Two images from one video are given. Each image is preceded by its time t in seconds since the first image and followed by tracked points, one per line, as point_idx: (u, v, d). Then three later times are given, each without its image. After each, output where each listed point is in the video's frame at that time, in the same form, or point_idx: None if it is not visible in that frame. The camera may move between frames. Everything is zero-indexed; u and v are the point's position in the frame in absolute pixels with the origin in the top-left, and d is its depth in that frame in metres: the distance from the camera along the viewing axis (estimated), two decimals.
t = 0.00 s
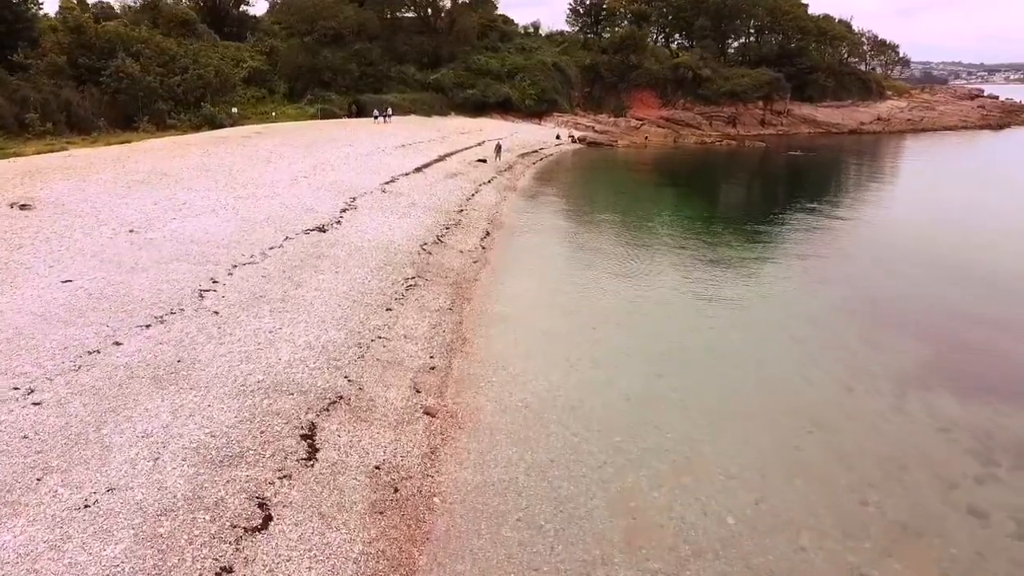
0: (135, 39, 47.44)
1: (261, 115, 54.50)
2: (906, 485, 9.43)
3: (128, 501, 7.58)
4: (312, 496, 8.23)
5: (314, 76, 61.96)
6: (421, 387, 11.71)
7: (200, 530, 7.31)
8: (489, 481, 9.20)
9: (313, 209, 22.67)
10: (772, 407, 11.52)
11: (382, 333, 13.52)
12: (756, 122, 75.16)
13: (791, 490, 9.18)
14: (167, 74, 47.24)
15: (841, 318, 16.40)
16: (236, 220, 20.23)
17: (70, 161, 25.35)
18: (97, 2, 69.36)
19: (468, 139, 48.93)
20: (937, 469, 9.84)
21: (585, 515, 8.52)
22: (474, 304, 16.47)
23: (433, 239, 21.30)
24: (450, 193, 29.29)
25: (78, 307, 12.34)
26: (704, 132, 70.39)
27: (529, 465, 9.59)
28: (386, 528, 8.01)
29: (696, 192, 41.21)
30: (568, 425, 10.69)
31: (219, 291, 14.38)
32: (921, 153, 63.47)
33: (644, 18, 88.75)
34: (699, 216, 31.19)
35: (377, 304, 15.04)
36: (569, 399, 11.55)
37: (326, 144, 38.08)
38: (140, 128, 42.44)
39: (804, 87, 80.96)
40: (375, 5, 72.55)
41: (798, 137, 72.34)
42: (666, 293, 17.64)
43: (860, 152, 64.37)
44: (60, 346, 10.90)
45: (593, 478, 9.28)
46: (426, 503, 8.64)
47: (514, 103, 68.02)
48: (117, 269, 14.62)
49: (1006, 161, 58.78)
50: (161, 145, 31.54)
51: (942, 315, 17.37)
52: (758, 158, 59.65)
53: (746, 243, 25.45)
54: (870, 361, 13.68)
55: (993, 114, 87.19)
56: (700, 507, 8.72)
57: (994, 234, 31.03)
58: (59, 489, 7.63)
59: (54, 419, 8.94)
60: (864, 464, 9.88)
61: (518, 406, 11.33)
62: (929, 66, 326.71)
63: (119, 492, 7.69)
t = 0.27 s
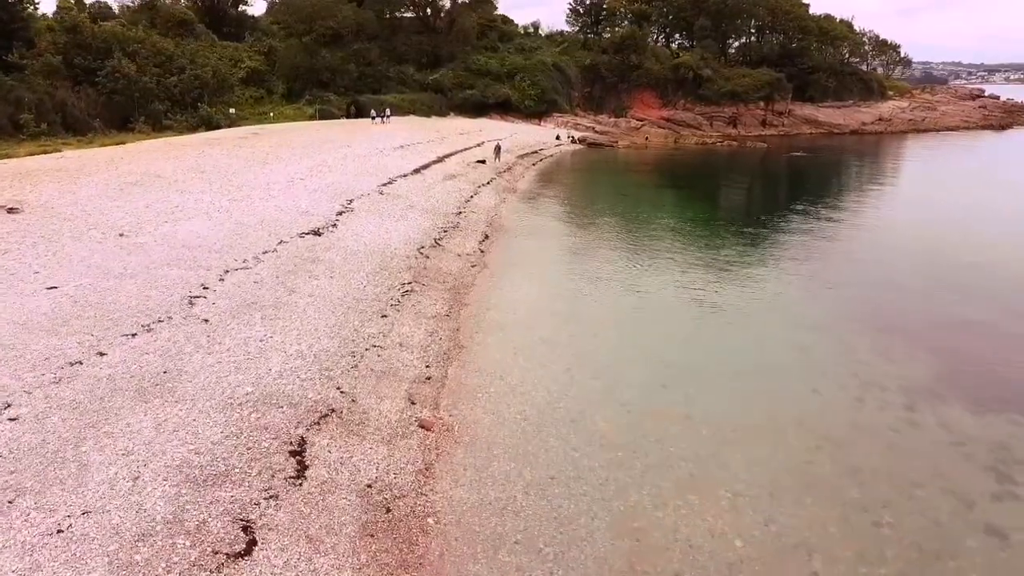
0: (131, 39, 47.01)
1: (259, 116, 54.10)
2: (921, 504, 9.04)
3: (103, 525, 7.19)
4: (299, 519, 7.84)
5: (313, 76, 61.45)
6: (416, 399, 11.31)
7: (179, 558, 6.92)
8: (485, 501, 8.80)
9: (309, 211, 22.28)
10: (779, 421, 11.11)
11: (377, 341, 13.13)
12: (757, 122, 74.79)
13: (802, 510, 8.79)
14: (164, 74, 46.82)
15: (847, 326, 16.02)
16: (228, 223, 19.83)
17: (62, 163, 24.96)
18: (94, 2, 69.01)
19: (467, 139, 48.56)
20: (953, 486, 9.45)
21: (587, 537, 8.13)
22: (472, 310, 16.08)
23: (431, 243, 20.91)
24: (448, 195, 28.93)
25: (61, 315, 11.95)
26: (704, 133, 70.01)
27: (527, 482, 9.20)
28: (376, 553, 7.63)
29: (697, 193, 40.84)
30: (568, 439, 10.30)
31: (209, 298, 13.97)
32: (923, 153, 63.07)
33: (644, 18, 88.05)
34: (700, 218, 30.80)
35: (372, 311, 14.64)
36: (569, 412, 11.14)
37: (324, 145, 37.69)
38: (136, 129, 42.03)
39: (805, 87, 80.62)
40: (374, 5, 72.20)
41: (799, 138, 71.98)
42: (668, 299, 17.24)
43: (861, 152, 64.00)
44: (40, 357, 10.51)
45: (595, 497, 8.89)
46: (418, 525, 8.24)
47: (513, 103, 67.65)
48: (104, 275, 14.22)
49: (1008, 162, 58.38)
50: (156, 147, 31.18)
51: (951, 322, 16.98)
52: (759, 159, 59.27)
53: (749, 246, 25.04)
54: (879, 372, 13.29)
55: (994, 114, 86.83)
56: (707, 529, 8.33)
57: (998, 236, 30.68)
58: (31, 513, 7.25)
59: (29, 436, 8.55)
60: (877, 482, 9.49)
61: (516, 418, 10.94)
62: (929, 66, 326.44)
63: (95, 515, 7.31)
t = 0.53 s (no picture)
0: (128, 39, 46.59)
1: (257, 117, 53.76)
2: (934, 523, 8.67)
3: (75, 553, 6.82)
4: (285, 543, 7.46)
5: (311, 77, 61.09)
6: (411, 411, 10.93)
7: None
8: (481, 521, 8.43)
9: (304, 214, 21.91)
10: (787, 434, 10.70)
11: (371, 349, 12.76)
12: (757, 122, 74.46)
13: (811, 531, 8.40)
14: (161, 74, 46.43)
15: (854, 332, 15.61)
16: (222, 226, 19.45)
17: (55, 164, 24.62)
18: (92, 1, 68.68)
19: (466, 140, 48.18)
20: (969, 504, 9.07)
21: (587, 562, 7.75)
22: (469, 317, 15.69)
23: (428, 246, 20.53)
24: (446, 197, 28.58)
25: (44, 324, 11.59)
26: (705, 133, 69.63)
27: (525, 501, 8.82)
28: None
29: (698, 194, 40.47)
30: (568, 454, 9.92)
31: (199, 304, 13.61)
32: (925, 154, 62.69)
33: (644, 17, 87.80)
34: (702, 220, 30.43)
35: (367, 317, 14.26)
36: (569, 425, 10.74)
37: (321, 146, 37.32)
38: (132, 130, 41.67)
39: (806, 87, 80.25)
40: (373, 5, 71.80)
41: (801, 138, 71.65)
42: (670, 305, 16.84)
43: (863, 153, 63.64)
44: (20, 369, 10.15)
45: (596, 517, 8.50)
46: (411, 548, 7.87)
47: (513, 104, 67.31)
48: (91, 281, 13.84)
49: (1010, 162, 58.00)
50: (151, 148, 30.82)
51: (961, 327, 16.56)
52: (760, 160, 58.86)
53: (752, 249, 24.65)
54: (889, 381, 12.87)
55: (996, 114, 86.43)
56: (713, 552, 7.95)
57: (1002, 236, 30.34)
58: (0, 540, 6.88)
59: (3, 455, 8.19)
60: (890, 499, 9.10)
61: (514, 431, 10.57)
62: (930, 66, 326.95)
63: (67, 541, 6.94)
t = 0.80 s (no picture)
0: (124, 39, 46.16)
1: (254, 117, 53.38)
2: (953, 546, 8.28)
3: None
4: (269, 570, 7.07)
5: (310, 77, 60.69)
6: (406, 424, 10.53)
7: None
8: (477, 543, 8.03)
9: (300, 216, 21.52)
10: (793, 449, 10.34)
11: (365, 358, 12.36)
12: (758, 123, 74.10)
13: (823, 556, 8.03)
14: (157, 74, 46.02)
15: (860, 338, 15.24)
16: (214, 229, 19.06)
17: (47, 166, 24.25)
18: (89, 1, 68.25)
19: (465, 140, 47.78)
20: (987, 526, 8.69)
21: None
22: (467, 323, 15.29)
23: (425, 249, 20.14)
24: (445, 198, 28.18)
25: (26, 333, 11.21)
26: (706, 134, 69.24)
27: (524, 521, 8.43)
28: None
29: (699, 195, 40.12)
30: (569, 471, 9.52)
31: (188, 311, 13.22)
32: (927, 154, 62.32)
33: (645, 17, 87.63)
34: (703, 221, 30.03)
35: (361, 324, 13.85)
36: (569, 438, 10.35)
37: (319, 147, 36.93)
38: (127, 130, 41.26)
39: (807, 87, 79.87)
40: (372, 5, 71.40)
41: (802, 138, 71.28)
42: (670, 309, 16.48)
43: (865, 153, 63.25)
44: None
45: (598, 540, 8.10)
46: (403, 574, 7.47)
47: (513, 104, 66.92)
48: (77, 287, 13.45)
49: (1013, 162, 57.64)
50: (146, 149, 30.44)
51: (970, 332, 16.16)
52: (761, 160, 58.46)
53: (753, 250, 24.26)
54: (898, 391, 12.50)
55: (998, 114, 86.02)
56: None
57: (1006, 237, 29.97)
58: None
59: None
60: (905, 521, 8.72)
61: (513, 444, 10.16)
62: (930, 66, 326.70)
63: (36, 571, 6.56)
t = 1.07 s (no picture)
0: (120, 38, 45.72)
1: (252, 118, 53.02)
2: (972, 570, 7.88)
3: None
4: None
5: (308, 77, 60.27)
6: (399, 438, 10.14)
7: None
8: (472, 569, 7.63)
9: (295, 219, 21.13)
10: (802, 461, 9.95)
11: (359, 368, 11.97)
12: (759, 123, 73.76)
13: None
14: (153, 74, 45.60)
15: (868, 344, 14.87)
16: (207, 233, 18.66)
17: (39, 167, 23.89)
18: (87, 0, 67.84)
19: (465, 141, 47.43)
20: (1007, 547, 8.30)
21: None
22: (464, 330, 14.89)
23: (422, 253, 19.75)
24: (443, 200, 27.77)
25: (6, 344, 10.83)
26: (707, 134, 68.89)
27: (522, 544, 8.03)
28: None
29: (701, 196, 39.79)
30: (569, 489, 9.11)
31: (176, 318, 12.82)
32: (929, 154, 61.94)
33: (645, 17, 87.48)
34: (705, 223, 29.69)
35: (355, 332, 13.47)
36: (569, 453, 9.96)
37: (317, 147, 36.55)
38: (123, 131, 40.88)
39: (808, 87, 79.53)
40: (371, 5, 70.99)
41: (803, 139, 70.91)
42: (673, 315, 16.10)
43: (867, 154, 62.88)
44: None
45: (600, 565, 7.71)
46: None
47: (512, 104, 66.56)
48: (62, 294, 13.06)
49: (1015, 163, 57.25)
50: (140, 150, 30.07)
51: (981, 337, 15.78)
52: (762, 161, 58.08)
53: (756, 253, 23.90)
54: (910, 400, 12.10)
55: (1000, 115, 85.60)
56: None
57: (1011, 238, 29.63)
58: None
59: None
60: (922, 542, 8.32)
61: (511, 460, 9.76)
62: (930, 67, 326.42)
63: None
